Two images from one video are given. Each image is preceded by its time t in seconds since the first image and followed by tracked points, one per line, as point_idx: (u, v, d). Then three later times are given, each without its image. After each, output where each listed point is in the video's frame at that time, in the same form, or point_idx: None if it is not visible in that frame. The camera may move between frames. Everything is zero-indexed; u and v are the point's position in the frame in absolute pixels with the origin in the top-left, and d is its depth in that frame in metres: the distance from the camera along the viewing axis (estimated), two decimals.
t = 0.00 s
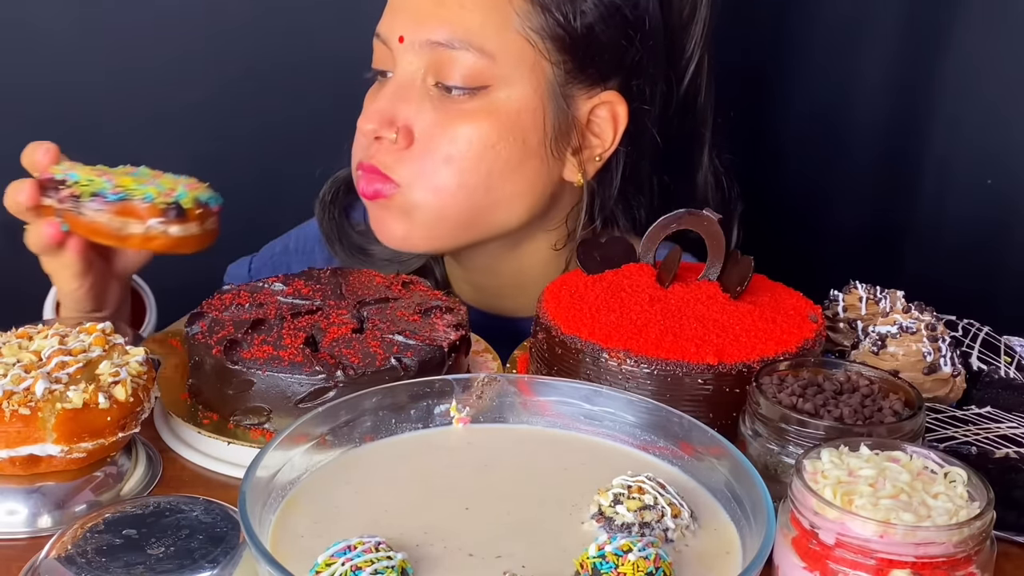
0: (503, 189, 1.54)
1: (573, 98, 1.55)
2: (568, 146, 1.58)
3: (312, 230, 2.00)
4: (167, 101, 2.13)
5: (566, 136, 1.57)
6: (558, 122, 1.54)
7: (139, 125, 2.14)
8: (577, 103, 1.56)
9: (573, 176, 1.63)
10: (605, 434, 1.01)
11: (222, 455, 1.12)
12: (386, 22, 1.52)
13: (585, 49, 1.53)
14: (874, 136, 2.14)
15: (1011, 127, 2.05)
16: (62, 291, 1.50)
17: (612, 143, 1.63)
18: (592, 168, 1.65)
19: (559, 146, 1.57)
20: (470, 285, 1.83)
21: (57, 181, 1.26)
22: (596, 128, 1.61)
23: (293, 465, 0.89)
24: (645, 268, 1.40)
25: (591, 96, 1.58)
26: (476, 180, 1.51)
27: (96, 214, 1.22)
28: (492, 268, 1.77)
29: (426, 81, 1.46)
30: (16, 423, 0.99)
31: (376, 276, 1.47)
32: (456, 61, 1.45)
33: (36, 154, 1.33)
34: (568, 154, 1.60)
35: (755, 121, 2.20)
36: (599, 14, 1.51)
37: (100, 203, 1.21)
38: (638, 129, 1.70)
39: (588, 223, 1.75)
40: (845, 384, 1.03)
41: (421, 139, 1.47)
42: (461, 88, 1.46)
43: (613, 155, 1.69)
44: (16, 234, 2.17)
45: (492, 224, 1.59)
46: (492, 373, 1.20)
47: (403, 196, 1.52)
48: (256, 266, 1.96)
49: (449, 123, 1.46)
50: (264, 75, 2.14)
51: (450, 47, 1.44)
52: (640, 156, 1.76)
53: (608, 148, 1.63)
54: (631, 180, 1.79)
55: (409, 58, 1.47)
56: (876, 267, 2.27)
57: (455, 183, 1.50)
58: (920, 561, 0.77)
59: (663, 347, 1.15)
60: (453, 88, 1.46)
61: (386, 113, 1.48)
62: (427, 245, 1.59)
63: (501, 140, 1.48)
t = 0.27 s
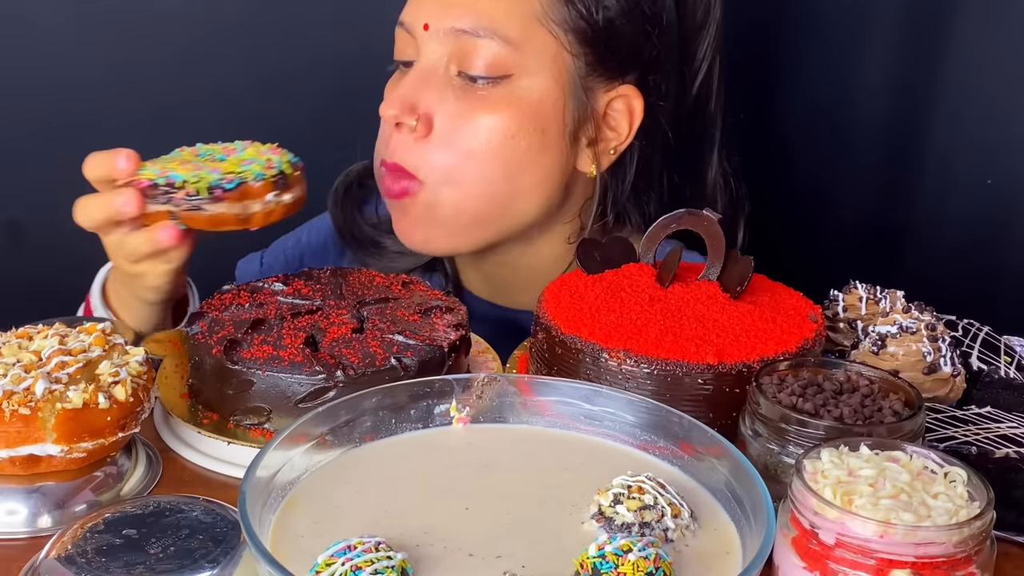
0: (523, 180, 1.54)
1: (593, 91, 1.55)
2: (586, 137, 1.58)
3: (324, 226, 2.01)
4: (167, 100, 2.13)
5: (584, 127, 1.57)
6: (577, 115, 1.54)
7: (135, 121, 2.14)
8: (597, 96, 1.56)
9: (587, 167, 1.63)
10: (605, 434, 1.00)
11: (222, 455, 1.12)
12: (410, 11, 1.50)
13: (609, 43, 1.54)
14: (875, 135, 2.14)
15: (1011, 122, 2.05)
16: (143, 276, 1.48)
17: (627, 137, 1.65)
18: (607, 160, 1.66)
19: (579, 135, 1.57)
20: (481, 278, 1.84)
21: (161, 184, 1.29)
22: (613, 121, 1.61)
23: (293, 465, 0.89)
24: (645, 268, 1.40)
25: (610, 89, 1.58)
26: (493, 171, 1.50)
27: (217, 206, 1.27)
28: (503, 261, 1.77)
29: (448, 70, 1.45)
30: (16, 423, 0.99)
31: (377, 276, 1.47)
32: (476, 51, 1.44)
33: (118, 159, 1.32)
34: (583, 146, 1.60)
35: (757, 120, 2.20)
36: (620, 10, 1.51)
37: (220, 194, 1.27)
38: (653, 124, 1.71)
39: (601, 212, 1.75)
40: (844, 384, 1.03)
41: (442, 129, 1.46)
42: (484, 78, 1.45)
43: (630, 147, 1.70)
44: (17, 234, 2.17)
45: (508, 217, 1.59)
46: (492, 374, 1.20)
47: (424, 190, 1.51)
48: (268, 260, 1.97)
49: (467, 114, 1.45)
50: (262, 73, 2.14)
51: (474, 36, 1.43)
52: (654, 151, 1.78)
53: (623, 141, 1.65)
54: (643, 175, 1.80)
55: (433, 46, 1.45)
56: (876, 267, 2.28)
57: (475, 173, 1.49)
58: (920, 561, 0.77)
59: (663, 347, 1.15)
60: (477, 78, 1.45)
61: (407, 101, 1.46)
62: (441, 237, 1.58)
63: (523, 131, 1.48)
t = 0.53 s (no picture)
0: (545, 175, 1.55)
1: (610, 87, 1.57)
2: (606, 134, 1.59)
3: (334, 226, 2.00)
4: (166, 100, 2.13)
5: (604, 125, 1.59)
6: (597, 112, 1.56)
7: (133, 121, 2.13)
8: (614, 92, 1.58)
9: (610, 165, 1.65)
10: (605, 434, 1.01)
11: (223, 455, 1.12)
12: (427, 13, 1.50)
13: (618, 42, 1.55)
14: (875, 136, 2.14)
15: (1010, 121, 2.05)
16: (192, 272, 1.60)
17: (644, 132, 1.67)
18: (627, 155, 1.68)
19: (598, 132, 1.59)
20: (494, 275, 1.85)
21: (222, 173, 1.43)
22: (631, 116, 1.64)
23: (293, 465, 0.89)
24: (645, 268, 1.40)
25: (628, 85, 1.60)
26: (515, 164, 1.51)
27: (276, 194, 1.39)
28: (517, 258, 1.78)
29: (468, 71, 1.46)
30: (16, 423, 0.99)
31: (377, 276, 1.47)
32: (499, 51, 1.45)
33: (176, 151, 1.49)
34: (604, 143, 1.62)
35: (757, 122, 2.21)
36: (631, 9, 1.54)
37: (279, 183, 1.38)
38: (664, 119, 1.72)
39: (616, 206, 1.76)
40: (845, 384, 1.03)
41: (465, 128, 1.47)
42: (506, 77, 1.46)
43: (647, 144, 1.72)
44: (17, 234, 2.17)
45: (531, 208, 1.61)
46: (492, 374, 1.20)
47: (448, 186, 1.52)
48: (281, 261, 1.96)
49: (490, 112, 1.46)
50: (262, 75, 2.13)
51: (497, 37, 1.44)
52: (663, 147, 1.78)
53: (642, 136, 1.66)
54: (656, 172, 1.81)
55: (453, 48, 1.46)
56: (876, 267, 2.28)
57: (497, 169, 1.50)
58: (920, 561, 0.77)
59: (663, 347, 1.15)
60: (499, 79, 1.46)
61: (429, 102, 1.47)
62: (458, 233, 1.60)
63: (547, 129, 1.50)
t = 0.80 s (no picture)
0: (588, 193, 1.68)
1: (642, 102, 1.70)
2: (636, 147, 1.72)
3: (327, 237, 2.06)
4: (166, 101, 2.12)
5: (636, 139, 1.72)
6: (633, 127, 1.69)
7: (135, 123, 2.13)
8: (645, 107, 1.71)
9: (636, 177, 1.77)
10: (605, 434, 1.00)
11: (223, 455, 1.12)
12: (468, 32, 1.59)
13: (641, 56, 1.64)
14: (875, 137, 2.13)
15: (1013, 119, 2.06)
16: (189, 266, 1.63)
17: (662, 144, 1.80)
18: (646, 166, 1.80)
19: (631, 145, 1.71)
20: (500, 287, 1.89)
21: (224, 162, 1.49)
22: (652, 132, 1.77)
23: (293, 465, 0.89)
24: (645, 268, 1.40)
25: (651, 100, 1.73)
26: (565, 180, 1.64)
27: (273, 185, 1.44)
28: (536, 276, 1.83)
29: (519, 87, 1.56)
30: (16, 423, 0.99)
31: (377, 276, 1.47)
32: (548, 66, 1.55)
33: (185, 137, 1.53)
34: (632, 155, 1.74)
35: (750, 118, 2.14)
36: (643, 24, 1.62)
37: (278, 175, 1.44)
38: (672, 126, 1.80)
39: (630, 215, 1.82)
40: (844, 384, 1.03)
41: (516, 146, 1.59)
42: (552, 90, 1.57)
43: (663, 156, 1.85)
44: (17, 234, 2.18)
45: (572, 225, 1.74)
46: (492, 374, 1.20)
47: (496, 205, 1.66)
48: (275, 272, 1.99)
49: (543, 128, 1.58)
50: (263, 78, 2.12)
51: (552, 51, 1.55)
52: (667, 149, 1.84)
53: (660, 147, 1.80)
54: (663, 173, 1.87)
55: (501, 66, 1.56)
56: (876, 266, 2.27)
57: (547, 182, 1.63)
58: (920, 561, 0.77)
59: (663, 347, 1.15)
60: (542, 93, 1.57)
61: (482, 121, 1.57)
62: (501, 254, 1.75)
63: (594, 145, 1.62)
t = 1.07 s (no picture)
0: (592, 201, 1.62)
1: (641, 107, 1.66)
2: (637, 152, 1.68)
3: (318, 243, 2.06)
4: (166, 100, 2.12)
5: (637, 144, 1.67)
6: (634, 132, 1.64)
7: (137, 123, 2.13)
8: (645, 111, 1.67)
9: (638, 181, 1.73)
10: (605, 434, 1.00)
11: (223, 455, 1.12)
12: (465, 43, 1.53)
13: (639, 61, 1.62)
14: (874, 136, 2.14)
15: (1013, 119, 2.05)
16: (180, 259, 1.62)
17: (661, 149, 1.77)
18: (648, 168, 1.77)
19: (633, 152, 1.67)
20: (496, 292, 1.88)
21: (218, 153, 1.47)
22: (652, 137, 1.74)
23: (293, 465, 0.89)
24: (645, 268, 1.40)
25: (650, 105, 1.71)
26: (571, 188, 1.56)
27: (267, 179, 1.43)
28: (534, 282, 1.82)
29: (518, 95, 1.50)
30: (16, 423, 0.99)
31: (377, 276, 1.47)
32: (548, 75, 1.50)
33: (181, 128, 1.52)
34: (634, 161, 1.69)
35: (750, 120, 2.17)
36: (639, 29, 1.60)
37: (272, 169, 1.42)
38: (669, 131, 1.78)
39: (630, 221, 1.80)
40: (845, 384, 1.03)
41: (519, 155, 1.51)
42: (553, 97, 1.52)
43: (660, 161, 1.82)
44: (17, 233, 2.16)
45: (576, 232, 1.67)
46: (492, 374, 1.20)
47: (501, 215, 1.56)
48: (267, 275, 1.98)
49: (546, 136, 1.51)
50: (264, 74, 2.13)
51: (551, 62, 1.50)
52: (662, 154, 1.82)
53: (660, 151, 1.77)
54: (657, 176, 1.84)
55: (498, 75, 1.50)
56: (875, 266, 2.28)
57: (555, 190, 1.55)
58: (920, 561, 0.77)
59: (663, 347, 1.15)
60: (541, 101, 1.51)
61: (482, 132, 1.49)
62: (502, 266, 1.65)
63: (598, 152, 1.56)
